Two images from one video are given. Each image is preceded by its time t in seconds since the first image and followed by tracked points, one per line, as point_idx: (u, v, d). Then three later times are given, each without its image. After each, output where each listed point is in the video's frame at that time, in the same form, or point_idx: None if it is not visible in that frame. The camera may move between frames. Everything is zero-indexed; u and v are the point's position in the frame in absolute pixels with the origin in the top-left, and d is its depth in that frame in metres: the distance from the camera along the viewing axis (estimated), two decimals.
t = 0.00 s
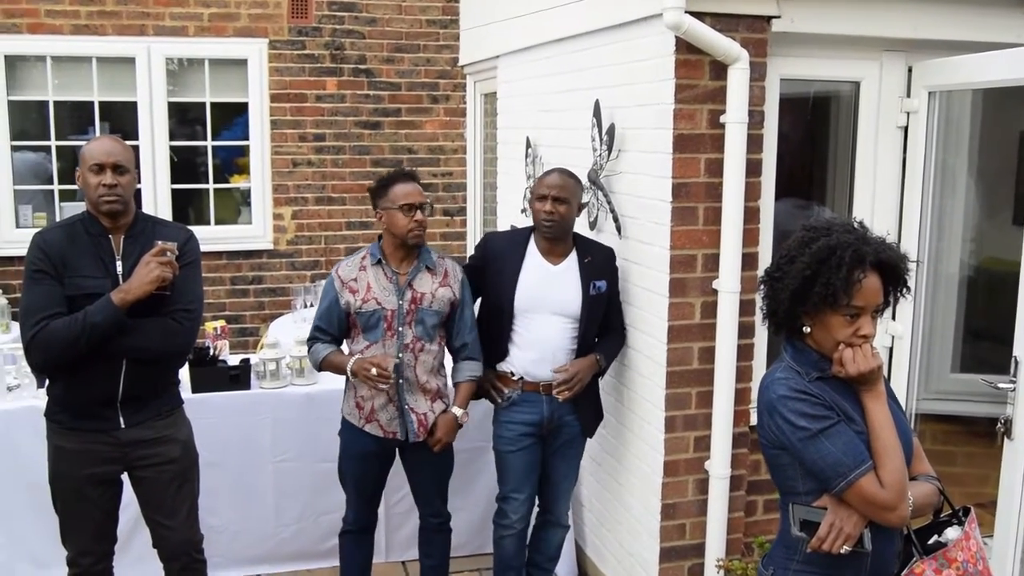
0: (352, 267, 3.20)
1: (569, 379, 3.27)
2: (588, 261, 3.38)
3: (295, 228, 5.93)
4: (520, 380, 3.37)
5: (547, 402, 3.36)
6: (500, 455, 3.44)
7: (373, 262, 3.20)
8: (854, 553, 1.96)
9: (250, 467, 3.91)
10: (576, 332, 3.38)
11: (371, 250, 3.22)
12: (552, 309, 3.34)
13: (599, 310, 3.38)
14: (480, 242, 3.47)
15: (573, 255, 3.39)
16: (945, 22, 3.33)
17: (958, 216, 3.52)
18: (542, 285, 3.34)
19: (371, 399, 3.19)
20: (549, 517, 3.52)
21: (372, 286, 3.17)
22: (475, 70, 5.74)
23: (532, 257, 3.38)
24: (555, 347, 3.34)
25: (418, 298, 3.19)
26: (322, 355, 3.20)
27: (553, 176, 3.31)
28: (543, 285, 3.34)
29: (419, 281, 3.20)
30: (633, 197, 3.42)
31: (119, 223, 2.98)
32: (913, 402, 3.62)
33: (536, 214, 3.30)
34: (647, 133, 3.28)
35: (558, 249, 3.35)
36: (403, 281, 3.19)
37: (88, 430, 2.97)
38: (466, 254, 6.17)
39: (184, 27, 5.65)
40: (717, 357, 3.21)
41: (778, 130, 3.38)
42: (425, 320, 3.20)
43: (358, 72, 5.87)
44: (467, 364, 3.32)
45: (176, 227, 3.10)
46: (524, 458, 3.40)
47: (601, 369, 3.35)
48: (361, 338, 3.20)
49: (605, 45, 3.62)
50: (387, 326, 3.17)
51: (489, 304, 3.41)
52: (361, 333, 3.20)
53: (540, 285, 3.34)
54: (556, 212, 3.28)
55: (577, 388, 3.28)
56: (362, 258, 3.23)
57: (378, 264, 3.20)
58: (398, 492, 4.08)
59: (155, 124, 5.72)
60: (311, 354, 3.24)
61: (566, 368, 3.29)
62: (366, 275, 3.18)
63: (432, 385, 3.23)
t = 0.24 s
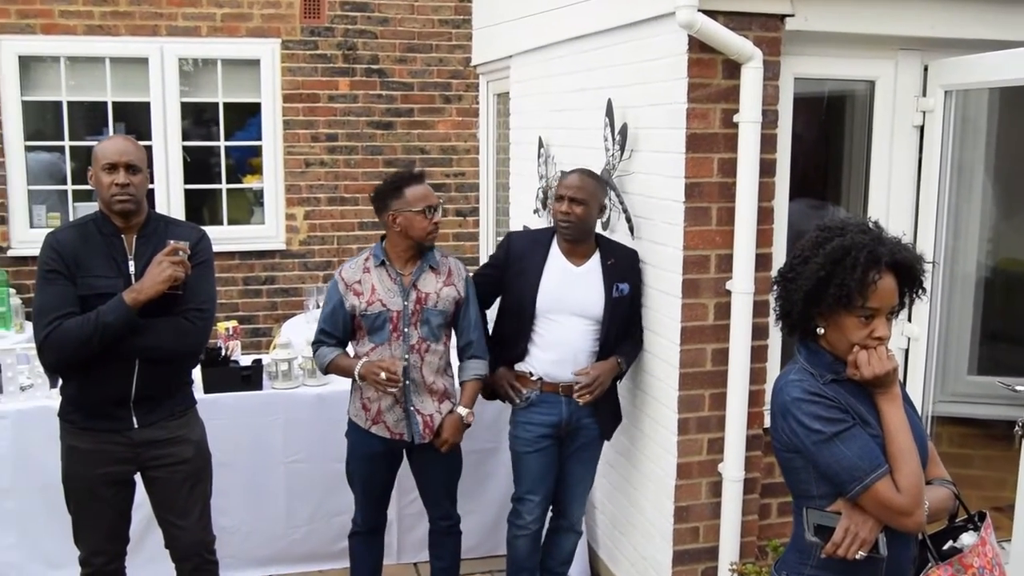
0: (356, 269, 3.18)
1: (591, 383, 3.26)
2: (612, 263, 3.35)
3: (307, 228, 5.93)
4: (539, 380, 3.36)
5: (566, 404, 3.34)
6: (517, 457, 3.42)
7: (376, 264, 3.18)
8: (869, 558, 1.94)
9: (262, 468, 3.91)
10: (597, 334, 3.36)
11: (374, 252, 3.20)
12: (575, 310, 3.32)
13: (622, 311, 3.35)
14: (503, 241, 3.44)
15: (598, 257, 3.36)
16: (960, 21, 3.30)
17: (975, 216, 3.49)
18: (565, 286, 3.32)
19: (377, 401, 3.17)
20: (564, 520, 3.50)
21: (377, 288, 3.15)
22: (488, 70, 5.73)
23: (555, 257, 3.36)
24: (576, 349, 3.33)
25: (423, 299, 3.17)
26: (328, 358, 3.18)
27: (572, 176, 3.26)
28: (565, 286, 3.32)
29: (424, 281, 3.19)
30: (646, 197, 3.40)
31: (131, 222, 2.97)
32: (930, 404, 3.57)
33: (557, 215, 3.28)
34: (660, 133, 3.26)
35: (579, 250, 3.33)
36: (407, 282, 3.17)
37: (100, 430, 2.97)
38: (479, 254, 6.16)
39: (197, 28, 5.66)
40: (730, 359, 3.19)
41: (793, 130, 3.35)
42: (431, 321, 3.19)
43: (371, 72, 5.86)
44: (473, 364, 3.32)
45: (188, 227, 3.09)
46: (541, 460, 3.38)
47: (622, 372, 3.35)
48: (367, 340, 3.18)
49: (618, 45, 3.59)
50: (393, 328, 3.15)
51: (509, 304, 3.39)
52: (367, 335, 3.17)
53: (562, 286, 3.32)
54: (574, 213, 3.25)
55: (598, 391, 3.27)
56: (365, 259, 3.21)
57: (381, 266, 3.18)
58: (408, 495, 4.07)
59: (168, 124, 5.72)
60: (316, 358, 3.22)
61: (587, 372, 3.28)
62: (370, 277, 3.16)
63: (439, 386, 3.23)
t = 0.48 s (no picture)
0: (372, 274, 3.15)
1: (631, 394, 3.26)
2: (642, 270, 3.31)
3: (328, 231, 5.95)
4: (566, 386, 3.35)
5: (591, 410, 3.32)
6: (542, 463, 3.42)
7: (393, 268, 3.16)
8: (894, 569, 1.91)
9: (283, 470, 3.91)
10: (627, 340, 3.33)
11: (391, 256, 3.18)
12: (606, 316, 3.30)
13: (653, 319, 3.32)
14: (535, 245, 3.44)
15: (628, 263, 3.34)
16: (986, 24, 3.26)
17: (1000, 224, 3.48)
18: (595, 291, 3.30)
19: (394, 405, 3.16)
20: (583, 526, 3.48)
21: (395, 292, 3.13)
22: (509, 73, 5.73)
23: (586, 262, 3.35)
24: (607, 355, 3.31)
25: (441, 303, 3.18)
26: (345, 365, 3.12)
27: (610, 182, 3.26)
28: (596, 291, 3.30)
29: (441, 285, 3.19)
30: (667, 202, 3.38)
31: (154, 224, 2.98)
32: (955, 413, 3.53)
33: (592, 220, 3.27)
34: (682, 137, 3.24)
35: (613, 257, 3.31)
36: (425, 286, 3.17)
37: (123, 432, 2.98)
38: (499, 258, 6.16)
39: (219, 31, 5.68)
40: (752, 365, 3.16)
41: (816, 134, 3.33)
42: (449, 324, 3.20)
43: (392, 76, 5.87)
44: (486, 367, 3.36)
45: (210, 228, 3.10)
46: (564, 466, 3.37)
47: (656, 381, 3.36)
48: (385, 345, 3.16)
49: (639, 49, 3.58)
50: (412, 332, 3.14)
51: (539, 309, 3.38)
52: (385, 339, 3.16)
53: (593, 292, 3.30)
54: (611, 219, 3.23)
55: (638, 402, 3.27)
56: (381, 263, 3.19)
57: (399, 270, 3.16)
58: (426, 501, 4.08)
59: (190, 127, 5.75)
60: (331, 366, 3.15)
61: (627, 383, 3.28)
62: (388, 282, 3.14)
63: (455, 390, 3.24)
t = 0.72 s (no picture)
0: (391, 275, 3.13)
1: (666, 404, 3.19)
2: (665, 271, 3.28)
3: (352, 231, 5.95)
4: (587, 387, 3.33)
5: (612, 412, 3.30)
6: (564, 463, 3.41)
7: (412, 269, 3.15)
8: None
9: (307, 470, 3.91)
10: (651, 342, 3.30)
11: (409, 257, 3.17)
12: (629, 318, 3.28)
13: (677, 321, 3.28)
14: (558, 246, 3.42)
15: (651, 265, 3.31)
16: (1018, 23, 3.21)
17: None
18: (619, 293, 3.28)
19: (413, 408, 3.13)
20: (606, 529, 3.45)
21: (415, 293, 3.12)
22: (534, 73, 5.71)
23: (609, 264, 3.32)
24: (631, 357, 3.28)
25: (460, 304, 3.18)
26: (367, 367, 3.09)
27: (629, 183, 3.23)
28: (619, 293, 3.28)
29: (460, 286, 3.20)
30: (693, 203, 3.35)
31: (182, 223, 2.99)
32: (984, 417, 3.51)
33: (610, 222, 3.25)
34: (709, 138, 3.21)
35: (633, 258, 3.28)
36: (444, 287, 3.17)
37: (151, 431, 2.99)
38: (523, 259, 6.14)
39: (245, 32, 5.70)
40: (779, 369, 3.13)
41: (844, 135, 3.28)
42: (467, 325, 3.20)
43: (417, 76, 5.87)
44: (501, 368, 3.36)
45: (238, 227, 3.11)
46: (584, 468, 3.37)
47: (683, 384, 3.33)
48: (405, 346, 3.14)
49: (665, 48, 3.55)
50: (433, 332, 3.14)
51: (562, 310, 3.36)
52: (404, 341, 3.14)
53: (617, 293, 3.28)
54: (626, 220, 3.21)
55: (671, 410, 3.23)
56: (399, 264, 3.17)
57: (418, 271, 3.15)
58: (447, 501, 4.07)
59: (216, 127, 5.77)
60: (350, 369, 3.12)
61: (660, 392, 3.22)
62: (408, 283, 3.12)
63: (472, 391, 3.24)
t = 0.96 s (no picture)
0: (408, 279, 3.12)
1: (671, 406, 3.20)
2: (691, 276, 3.25)
3: (378, 234, 5.96)
4: (607, 390, 3.32)
5: (633, 416, 3.27)
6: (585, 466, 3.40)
7: (429, 273, 3.13)
8: None
9: (333, 472, 3.91)
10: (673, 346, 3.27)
11: (425, 261, 3.15)
12: (653, 323, 3.25)
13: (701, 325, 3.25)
14: (582, 250, 3.41)
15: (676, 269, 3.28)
16: None
17: None
18: (643, 298, 3.25)
19: (428, 412, 3.13)
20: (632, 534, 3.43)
21: (432, 297, 3.10)
22: (560, 75, 5.69)
23: (634, 270, 3.30)
24: (652, 362, 3.25)
25: (476, 309, 3.17)
26: (383, 372, 3.08)
27: (648, 190, 3.19)
28: (642, 297, 3.25)
29: (476, 291, 3.19)
30: (721, 206, 3.33)
31: (213, 225, 2.99)
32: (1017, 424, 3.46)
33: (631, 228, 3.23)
34: (738, 140, 3.18)
35: (657, 263, 3.26)
36: (460, 291, 3.16)
37: (182, 432, 2.99)
38: (549, 261, 6.13)
39: (272, 35, 5.71)
40: (808, 374, 3.09)
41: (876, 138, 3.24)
42: (482, 331, 3.19)
43: (443, 78, 5.87)
44: (515, 373, 3.33)
45: (269, 228, 3.11)
46: (605, 471, 3.35)
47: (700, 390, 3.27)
48: (420, 350, 3.13)
49: (694, 50, 3.53)
50: (449, 337, 3.13)
51: (586, 314, 3.36)
52: (420, 345, 3.13)
53: (640, 298, 3.25)
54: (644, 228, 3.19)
55: (679, 413, 3.21)
56: (416, 268, 3.16)
57: (434, 275, 3.13)
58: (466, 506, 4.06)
59: (244, 130, 5.79)
60: (365, 373, 3.11)
61: (667, 394, 3.22)
62: (425, 287, 3.11)
63: (487, 397, 3.22)
